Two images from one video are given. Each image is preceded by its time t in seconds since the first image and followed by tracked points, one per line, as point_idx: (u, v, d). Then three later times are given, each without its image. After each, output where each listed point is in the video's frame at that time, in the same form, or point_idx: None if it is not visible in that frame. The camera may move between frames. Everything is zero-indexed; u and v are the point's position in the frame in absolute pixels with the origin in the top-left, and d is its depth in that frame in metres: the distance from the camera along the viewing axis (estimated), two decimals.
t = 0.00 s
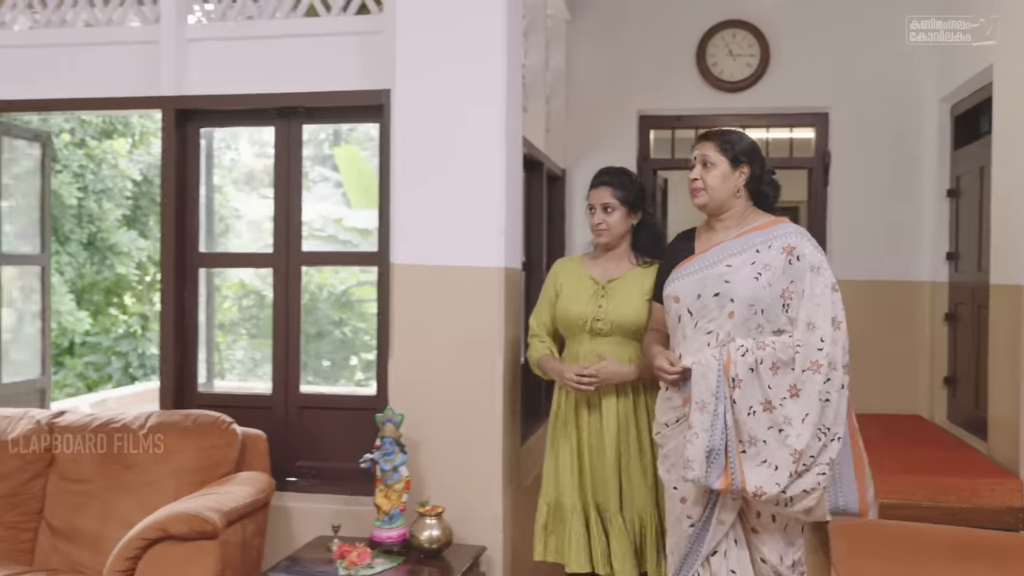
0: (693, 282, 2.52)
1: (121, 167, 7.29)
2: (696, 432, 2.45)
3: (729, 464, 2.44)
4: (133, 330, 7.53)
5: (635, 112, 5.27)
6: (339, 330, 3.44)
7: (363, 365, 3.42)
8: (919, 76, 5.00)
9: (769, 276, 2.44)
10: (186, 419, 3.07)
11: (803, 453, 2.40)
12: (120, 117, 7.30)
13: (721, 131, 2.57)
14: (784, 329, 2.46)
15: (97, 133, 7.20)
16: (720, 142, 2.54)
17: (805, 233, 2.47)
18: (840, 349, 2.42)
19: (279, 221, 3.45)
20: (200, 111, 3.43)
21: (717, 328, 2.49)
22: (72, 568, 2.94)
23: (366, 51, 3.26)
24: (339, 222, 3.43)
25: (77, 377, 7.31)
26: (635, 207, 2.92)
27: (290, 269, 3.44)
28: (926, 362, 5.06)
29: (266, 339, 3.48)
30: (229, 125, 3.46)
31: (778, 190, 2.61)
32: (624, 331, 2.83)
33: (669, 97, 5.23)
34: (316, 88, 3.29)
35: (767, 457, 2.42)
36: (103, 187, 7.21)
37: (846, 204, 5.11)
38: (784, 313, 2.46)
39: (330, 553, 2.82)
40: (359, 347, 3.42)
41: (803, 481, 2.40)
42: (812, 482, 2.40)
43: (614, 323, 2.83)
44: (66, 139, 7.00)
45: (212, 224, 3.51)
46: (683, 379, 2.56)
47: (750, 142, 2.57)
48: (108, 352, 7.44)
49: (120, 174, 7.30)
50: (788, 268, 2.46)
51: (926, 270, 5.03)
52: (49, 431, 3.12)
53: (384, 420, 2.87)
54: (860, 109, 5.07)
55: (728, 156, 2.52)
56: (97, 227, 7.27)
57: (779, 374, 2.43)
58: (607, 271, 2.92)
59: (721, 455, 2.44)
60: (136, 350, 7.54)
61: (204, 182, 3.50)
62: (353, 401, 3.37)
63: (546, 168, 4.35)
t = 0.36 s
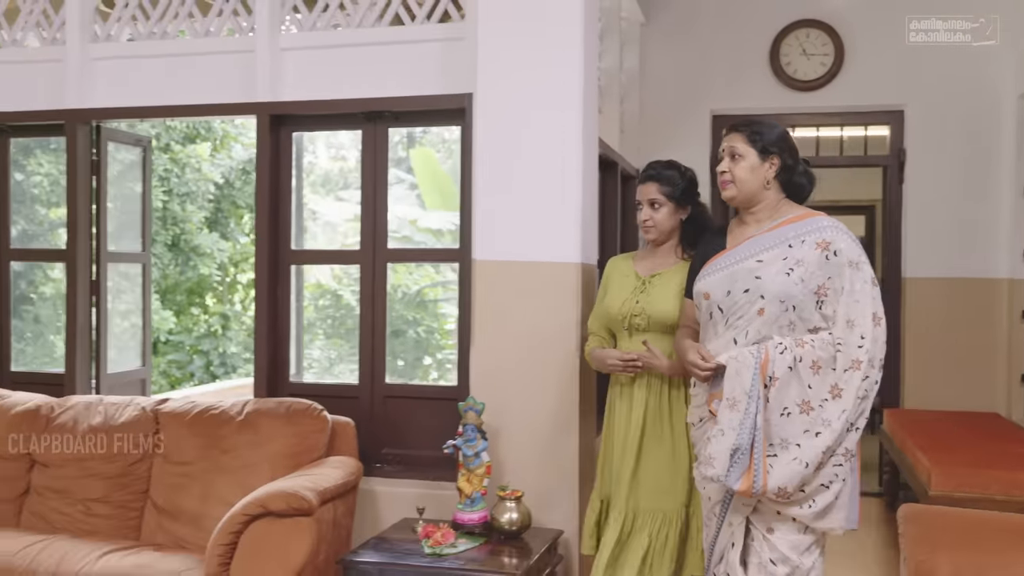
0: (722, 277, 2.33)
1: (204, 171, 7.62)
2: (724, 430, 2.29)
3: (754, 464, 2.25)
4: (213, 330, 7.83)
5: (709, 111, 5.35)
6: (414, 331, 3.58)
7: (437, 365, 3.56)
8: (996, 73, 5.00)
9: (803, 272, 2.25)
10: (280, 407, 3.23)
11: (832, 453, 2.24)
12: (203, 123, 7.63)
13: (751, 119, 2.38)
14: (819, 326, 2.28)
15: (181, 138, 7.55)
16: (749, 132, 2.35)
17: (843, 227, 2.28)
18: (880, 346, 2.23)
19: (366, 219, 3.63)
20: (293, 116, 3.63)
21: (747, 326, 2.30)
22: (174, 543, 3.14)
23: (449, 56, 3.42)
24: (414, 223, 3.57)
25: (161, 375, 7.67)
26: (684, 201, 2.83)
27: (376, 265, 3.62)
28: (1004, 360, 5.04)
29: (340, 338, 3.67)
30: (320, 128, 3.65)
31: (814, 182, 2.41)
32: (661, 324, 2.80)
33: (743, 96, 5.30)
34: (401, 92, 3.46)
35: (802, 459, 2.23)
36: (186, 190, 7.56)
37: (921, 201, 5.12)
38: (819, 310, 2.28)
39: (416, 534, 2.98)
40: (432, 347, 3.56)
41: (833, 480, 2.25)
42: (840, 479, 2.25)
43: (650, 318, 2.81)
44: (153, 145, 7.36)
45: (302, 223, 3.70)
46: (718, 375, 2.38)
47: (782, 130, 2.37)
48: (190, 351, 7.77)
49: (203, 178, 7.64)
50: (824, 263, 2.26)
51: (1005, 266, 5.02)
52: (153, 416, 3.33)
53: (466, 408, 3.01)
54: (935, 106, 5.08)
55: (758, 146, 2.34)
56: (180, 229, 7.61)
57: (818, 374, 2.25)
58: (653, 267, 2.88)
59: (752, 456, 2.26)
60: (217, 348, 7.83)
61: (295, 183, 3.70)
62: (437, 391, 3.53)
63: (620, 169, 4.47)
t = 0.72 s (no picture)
0: (761, 266, 2.17)
1: (278, 173, 7.86)
2: (749, 430, 2.12)
3: (780, 467, 2.06)
4: (287, 330, 7.99)
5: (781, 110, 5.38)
6: (482, 331, 3.70)
7: (505, 365, 3.67)
8: None
9: (841, 263, 2.05)
10: (363, 399, 3.36)
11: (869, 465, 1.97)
12: (277, 126, 7.87)
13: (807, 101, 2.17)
14: (858, 323, 2.05)
15: (256, 141, 7.82)
16: (802, 113, 2.13)
17: (895, 217, 2.04)
18: (924, 347, 1.97)
19: (444, 219, 3.74)
20: (374, 120, 3.77)
21: (779, 319, 2.13)
22: (262, 528, 3.28)
23: (525, 60, 3.52)
24: (483, 224, 3.69)
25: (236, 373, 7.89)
26: (737, 191, 2.67)
27: (454, 263, 3.73)
28: None
29: (408, 339, 3.80)
30: (400, 131, 3.78)
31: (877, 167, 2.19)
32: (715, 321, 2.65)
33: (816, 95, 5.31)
34: (479, 95, 3.57)
35: (829, 465, 2.01)
36: (261, 192, 7.81)
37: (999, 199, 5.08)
38: (862, 306, 2.05)
39: (494, 523, 3.08)
40: (501, 348, 3.67)
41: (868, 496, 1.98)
42: (879, 498, 1.97)
43: (704, 315, 2.65)
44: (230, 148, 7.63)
45: (383, 222, 3.84)
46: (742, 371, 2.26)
47: (840, 111, 2.14)
48: (264, 349, 7.95)
49: (278, 180, 7.88)
50: (868, 256, 2.04)
51: None
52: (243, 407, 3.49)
53: (542, 402, 3.10)
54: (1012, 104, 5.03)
55: (812, 129, 2.12)
56: (256, 231, 7.85)
57: (846, 375, 2.02)
58: (707, 261, 2.73)
59: (772, 457, 2.08)
60: (289, 348, 7.99)
61: (376, 184, 3.84)
62: (512, 385, 3.63)
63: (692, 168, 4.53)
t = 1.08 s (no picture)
0: (771, 268, 2.00)
1: (334, 176, 8.02)
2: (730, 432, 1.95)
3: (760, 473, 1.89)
4: (341, 330, 8.09)
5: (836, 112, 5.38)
6: (535, 331, 3.75)
7: (558, 365, 3.71)
8: None
9: (842, 267, 1.86)
10: (419, 399, 3.42)
11: (855, 479, 1.79)
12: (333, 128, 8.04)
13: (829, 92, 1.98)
14: (860, 331, 1.85)
15: (313, 144, 8.00)
16: (822, 104, 1.94)
17: (907, 218, 1.83)
18: (924, 357, 1.76)
19: (498, 220, 3.79)
20: (431, 124, 3.84)
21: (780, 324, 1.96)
22: (320, 524, 3.36)
23: (579, 64, 3.56)
24: (537, 225, 3.73)
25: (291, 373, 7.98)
26: (746, 192, 2.54)
27: (508, 265, 3.78)
28: None
29: (461, 339, 3.86)
30: (456, 135, 3.84)
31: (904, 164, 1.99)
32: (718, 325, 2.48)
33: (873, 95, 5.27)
34: (533, 98, 3.62)
35: (815, 474, 1.82)
36: (317, 194, 7.97)
37: None
38: (865, 314, 1.85)
39: (547, 521, 3.13)
40: (552, 348, 3.71)
41: (858, 511, 1.79)
42: (870, 514, 1.78)
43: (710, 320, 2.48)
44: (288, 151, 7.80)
45: (438, 224, 3.91)
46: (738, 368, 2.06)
47: (866, 103, 1.95)
48: (318, 350, 8.04)
49: (333, 183, 8.03)
50: (872, 258, 1.84)
51: None
52: (302, 406, 3.57)
53: (594, 403, 3.14)
54: None
55: (831, 122, 1.93)
56: (311, 232, 8.00)
57: (838, 384, 1.83)
58: (712, 264, 2.56)
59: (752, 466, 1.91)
60: (343, 348, 8.07)
61: (431, 187, 3.90)
62: (564, 385, 3.66)
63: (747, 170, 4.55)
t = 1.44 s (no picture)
0: (737, 269, 2.05)
1: (366, 178, 8.09)
2: (704, 444, 1.95)
3: (736, 485, 1.89)
4: (373, 331, 8.16)
5: (871, 114, 5.36)
6: (567, 333, 3.76)
7: (589, 366, 3.71)
8: None
9: (812, 264, 1.92)
10: (452, 402, 3.44)
11: (838, 485, 1.82)
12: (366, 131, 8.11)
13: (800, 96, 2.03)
14: (830, 329, 1.92)
15: (345, 147, 8.08)
16: (793, 109, 1.99)
17: (877, 216, 1.90)
18: (899, 355, 1.83)
19: (531, 221, 3.81)
20: (464, 129, 3.86)
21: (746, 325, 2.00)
22: (355, 526, 3.39)
23: (611, 69, 3.57)
24: (569, 226, 3.75)
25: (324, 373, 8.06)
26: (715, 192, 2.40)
27: (540, 269, 3.79)
28: None
29: (493, 340, 3.89)
30: (489, 140, 3.87)
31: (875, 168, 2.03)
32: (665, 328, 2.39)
33: (906, 95, 5.28)
34: (566, 102, 3.63)
35: (795, 482, 1.85)
36: (350, 196, 8.04)
37: None
38: (834, 311, 1.91)
39: (579, 524, 3.14)
40: (584, 349, 3.72)
41: (832, 515, 1.84)
42: (845, 518, 1.83)
43: (662, 321, 2.40)
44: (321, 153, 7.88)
45: (470, 226, 3.94)
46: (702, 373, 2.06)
47: (837, 109, 2.00)
48: (351, 350, 8.13)
49: (366, 185, 8.10)
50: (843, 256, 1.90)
51: None
52: (336, 409, 3.61)
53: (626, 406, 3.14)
54: None
55: (802, 126, 1.97)
56: (344, 234, 8.08)
57: (816, 389, 1.88)
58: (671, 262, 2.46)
59: (729, 475, 1.91)
60: (376, 349, 8.14)
61: (464, 191, 3.93)
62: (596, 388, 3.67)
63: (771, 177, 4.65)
